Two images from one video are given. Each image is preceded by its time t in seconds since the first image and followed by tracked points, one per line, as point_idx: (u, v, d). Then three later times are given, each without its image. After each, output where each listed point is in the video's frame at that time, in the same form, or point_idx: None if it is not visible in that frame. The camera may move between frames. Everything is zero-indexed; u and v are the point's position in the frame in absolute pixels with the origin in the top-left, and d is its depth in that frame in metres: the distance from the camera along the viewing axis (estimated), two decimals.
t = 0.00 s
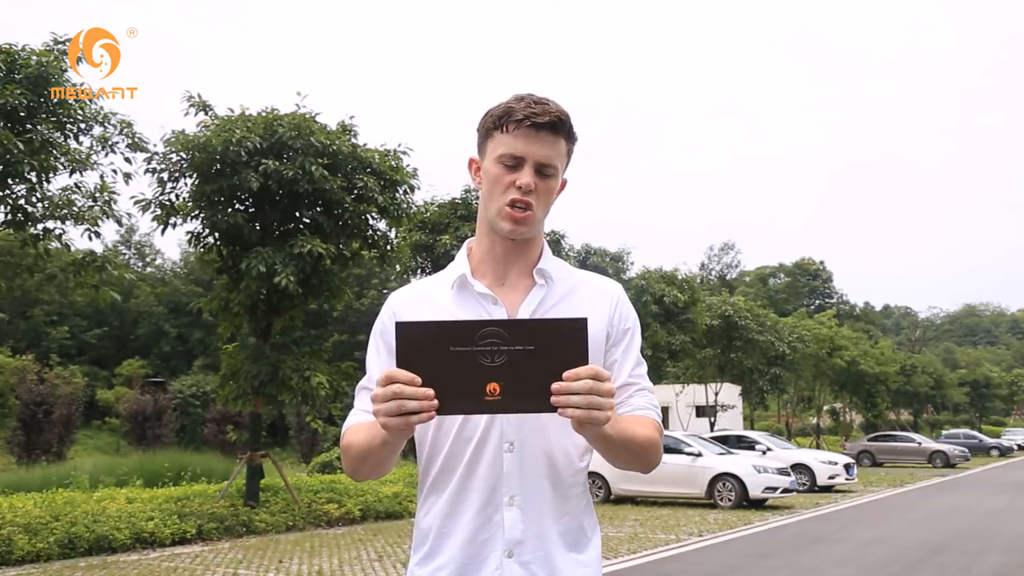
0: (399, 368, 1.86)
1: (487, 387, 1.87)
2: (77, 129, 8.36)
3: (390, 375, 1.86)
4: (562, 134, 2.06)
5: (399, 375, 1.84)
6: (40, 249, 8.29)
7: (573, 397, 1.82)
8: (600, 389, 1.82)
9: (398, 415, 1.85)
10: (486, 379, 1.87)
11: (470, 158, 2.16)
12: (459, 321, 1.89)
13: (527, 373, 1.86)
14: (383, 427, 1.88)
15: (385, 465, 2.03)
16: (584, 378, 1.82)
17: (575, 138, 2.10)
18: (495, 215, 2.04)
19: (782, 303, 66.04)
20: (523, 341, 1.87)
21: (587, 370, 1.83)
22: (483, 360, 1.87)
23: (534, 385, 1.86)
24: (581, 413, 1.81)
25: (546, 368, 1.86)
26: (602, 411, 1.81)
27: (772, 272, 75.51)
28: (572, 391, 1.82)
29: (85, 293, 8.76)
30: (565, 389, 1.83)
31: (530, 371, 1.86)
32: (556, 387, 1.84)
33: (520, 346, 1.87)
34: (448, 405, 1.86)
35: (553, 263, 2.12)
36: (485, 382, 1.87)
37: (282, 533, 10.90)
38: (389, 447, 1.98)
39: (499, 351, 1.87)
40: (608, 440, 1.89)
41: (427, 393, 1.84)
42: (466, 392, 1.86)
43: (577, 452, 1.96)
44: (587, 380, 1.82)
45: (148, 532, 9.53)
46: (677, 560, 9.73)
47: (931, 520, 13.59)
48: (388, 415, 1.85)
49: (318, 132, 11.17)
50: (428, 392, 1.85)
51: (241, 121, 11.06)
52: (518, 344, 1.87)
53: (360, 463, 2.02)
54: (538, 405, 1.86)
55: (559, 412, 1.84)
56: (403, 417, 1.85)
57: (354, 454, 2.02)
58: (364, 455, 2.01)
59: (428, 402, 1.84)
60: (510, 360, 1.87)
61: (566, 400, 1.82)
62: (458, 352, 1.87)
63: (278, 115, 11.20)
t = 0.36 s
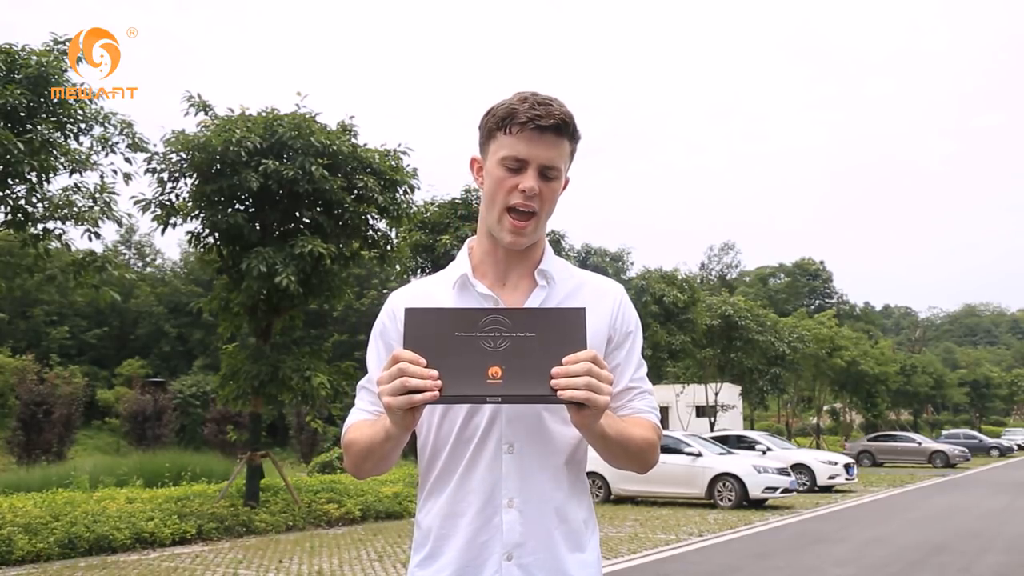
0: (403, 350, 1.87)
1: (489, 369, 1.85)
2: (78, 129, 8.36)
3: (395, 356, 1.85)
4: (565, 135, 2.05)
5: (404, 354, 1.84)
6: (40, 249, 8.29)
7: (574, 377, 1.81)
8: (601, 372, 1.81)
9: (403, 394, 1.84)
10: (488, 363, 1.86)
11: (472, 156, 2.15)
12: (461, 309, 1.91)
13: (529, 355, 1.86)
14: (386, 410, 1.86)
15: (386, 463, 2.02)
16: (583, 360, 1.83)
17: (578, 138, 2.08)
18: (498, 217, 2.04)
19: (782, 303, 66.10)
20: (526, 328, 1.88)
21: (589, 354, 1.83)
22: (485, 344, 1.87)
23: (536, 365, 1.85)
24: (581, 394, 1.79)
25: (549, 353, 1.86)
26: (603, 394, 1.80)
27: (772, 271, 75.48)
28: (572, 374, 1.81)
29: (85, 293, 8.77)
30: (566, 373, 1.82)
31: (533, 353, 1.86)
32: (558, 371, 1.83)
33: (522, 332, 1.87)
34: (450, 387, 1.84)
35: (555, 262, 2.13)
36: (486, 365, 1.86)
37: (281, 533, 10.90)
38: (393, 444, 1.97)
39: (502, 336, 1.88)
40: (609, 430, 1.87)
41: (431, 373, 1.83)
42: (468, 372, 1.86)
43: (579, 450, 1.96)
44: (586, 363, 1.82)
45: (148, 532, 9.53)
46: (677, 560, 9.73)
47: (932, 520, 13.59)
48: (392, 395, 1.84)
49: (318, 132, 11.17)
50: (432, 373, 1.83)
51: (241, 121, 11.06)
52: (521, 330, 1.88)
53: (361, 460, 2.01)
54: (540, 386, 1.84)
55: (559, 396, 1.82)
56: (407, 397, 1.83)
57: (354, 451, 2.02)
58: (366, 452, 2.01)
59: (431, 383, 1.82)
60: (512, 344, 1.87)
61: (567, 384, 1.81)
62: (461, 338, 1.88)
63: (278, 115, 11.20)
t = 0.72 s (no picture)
0: (406, 356, 1.87)
1: (492, 376, 1.86)
2: (78, 129, 8.37)
3: (398, 364, 1.85)
4: (565, 131, 2.04)
5: (406, 362, 1.84)
6: (40, 250, 8.29)
7: (578, 385, 1.81)
8: (605, 379, 1.82)
9: (405, 403, 1.83)
10: (491, 370, 1.86)
11: (473, 154, 2.15)
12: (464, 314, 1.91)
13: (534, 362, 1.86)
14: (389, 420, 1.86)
15: (387, 463, 2.02)
16: (588, 368, 1.83)
17: (578, 134, 2.08)
18: (498, 215, 2.04)
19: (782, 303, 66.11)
20: (530, 334, 1.88)
21: (593, 362, 1.83)
22: (489, 350, 1.88)
23: (540, 372, 1.86)
24: (585, 402, 1.80)
25: (552, 360, 1.87)
26: (605, 404, 1.81)
27: (772, 271, 75.45)
28: (577, 382, 1.82)
29: (85, 293, 8.77)
30: (570, 381, 1.82)
31: (537, 360, 1.86)
32: (561, 379, 1.83)
33: (525, 338, 1.88)
34: (453, 394, 1.85)
35: (555, 263, 2.11)
36: (489, 373, 1.86)
37: (281, 533, 10.90)
38: (394, 446, 1.97)
39: (505, 342, 1.88)
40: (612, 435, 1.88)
41: (434, 382, 1.84)
42: (471, 378, 1.86)
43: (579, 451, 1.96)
44: (591, 372, 1.82)
45: (148, 532, 9.53)
46: (677, 560, 9.72)
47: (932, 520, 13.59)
48: (395, 402, 1.83)
49: (319, 132, 11.18)
50: (434, 380, 1.84)
51: (241, 121, 11.06)
52: (523, 336, 1.88)
53: (362, 461, 2.01)
54: (544, 394, 1.85)
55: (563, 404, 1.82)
56: (409, 405, 1.83)
57: (354, 451, 2.01)
58: (366, 453, 2.00)
59: (434, 391, 1.83)
60: (516, 351, 1.87)
61: (570, 392, 1.81)
62: (464, 343, 1.88)
63: (278, 115, 11.20)
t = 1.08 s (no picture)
0: (397, 321, 1.87)
1: (485, 342, 1.86)
2: (78, 129, 8.37)
3: (392, 326, 1.85)
4: (563, 128, 2.06)
5: (397, 325, 1.85)
6: (40, 250, 8.29)
7: (573, 349, 1.80)
8: (600, 342, 1.81)
9: (396, 365, 1.83)
10: (484, 336, 1.86)
11: (472, 155, 2.16)
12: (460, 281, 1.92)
13: (526, 327, 1.86)
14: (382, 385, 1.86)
15: (385, 450, 2.02)
16: (583, 333, 1.82)
17: (577, 133, 2.09)
18: (495, 212, 2.04)
19: (782, 303, 66.14)
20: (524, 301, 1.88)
21: (587, 326, 1.83)
22: (482, 316, 1.87)
23: (534, 338, 1.85)
24: (580, 366, 1.78)
25: (548, 327, 1.86)
26: (601, 365, 1.79)
27: (772, 272, 75.42)
28: (570, 345, 1.81)
29: (85, 293, 8.76)
30: (564, 344, 1.81)
31: (529, 326, 1.86)
32: (556, 343, 1.82)
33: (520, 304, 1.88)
34: (446, 358, 1.84)
35: (554, 262, 2.16)
36: (482, 340, 1.86)
37: (282, 533, 10.90)
38: (387, 427, 1.96)
39: (499, 308, 1.88)
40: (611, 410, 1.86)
41: (426, 345, 1.83)
42: (465, 344, 1.85)
43: (580, 450, 1.96)
44: (585, 335, 1.82)
45: (148, 532, 9.52)
46: (677, 560, 9.73)
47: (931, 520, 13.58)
48: (385, 366, 1.83)
49: (319, 132, 11.17)
50: (427, 344, 1.83)
51: (241, 121, 11.06)
52: (519, 302, 1.88)
53: (365, 451, 2.02)
54: (537, 357, 1.84)
55: (557, 368, 1.81)
56: (401, 367, 1.82)
57: (349, 441, 2.02)
58: (361, 439, 2.01)
59: (426, 354, 1.82)
60: (509, 317, 1.87)
61: (564, 355, 1.81)
62: (458, 308, 1.88)
63: (278, 115, 11.20)
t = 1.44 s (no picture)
0: (402, 372, 1.88)
1: (490, 393, 1.88)
2: (78, 129, 8.37)
3: (396, 380, 1.87)
4: (564, 124, 2.07)
5: (404, 379, 1.86)
6: (40, 249, 8.28)
7: (575, 403, 1.82)
8: (602, 396, 1.82)
9: (403, 419, 1.86)
10: (489, 387, 1.88)
11: (473, 153, 2.17)
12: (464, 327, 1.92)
13: (530, 377, 1.87)
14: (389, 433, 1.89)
15: (391, 464, 2.03)
16: (587, 387, 1.83)
17: (577, 129, 2.10)
18: (498, 206, 2.04)
19: (782, 303, 66.13)
20: (529, 350, 1.88)
21: (590, 380, 1.83)
22: (488, 366, 1.88)
23: (539, 390, 1.87)
24: (583, 419, 1.81)
25: (549, 377, 1.87)
26: (603, 418, 1.82)
27: (772, 272, 75.39)
28: (574, 399, 1.83)
29: (85, 293, 8.76)
30: (567, 398, 1.83)
31: (535, 378, 1.87)
32: (559, 398, 1.84)
33: (524, 353, 1.87)
34: (451, 410, 1.87)
35: (556, 260, 2.10)
36: (488, 390, 1.88)
37: (282, 533, 10.90)
38: (395, 456, 1.98)
39: (503, 358, 1.88)
40: (613, 446, 1.89)
41: (431, 400, 1.85)
42: (471, 396, 1.88)
43: (580, 455, 1.96)
44: (589, 389, 1.83)
45: (148, 532, 9.53)
46: (677, 560, 9.72)
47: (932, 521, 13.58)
48: (392, 418, 1.86)
49: (319, 132, 11.18)
50: (432, 399, 1.85)
51: (241, 121, 11.06)
52: (523, 350, 1.88)
53: (365, 463, 2.03)
54: (543, 411, 1.86)
55: (561, 420, 1.84)
56: (408, 421, 1.86)
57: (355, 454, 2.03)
58: (366, 455, 2.02)
59: (432, 408, 1.85)
60: (514, 367, 1.88)
61: (567, 409, 1.82)
62: (463, 358, 1.88)
63: (278, 115, 11.20)
